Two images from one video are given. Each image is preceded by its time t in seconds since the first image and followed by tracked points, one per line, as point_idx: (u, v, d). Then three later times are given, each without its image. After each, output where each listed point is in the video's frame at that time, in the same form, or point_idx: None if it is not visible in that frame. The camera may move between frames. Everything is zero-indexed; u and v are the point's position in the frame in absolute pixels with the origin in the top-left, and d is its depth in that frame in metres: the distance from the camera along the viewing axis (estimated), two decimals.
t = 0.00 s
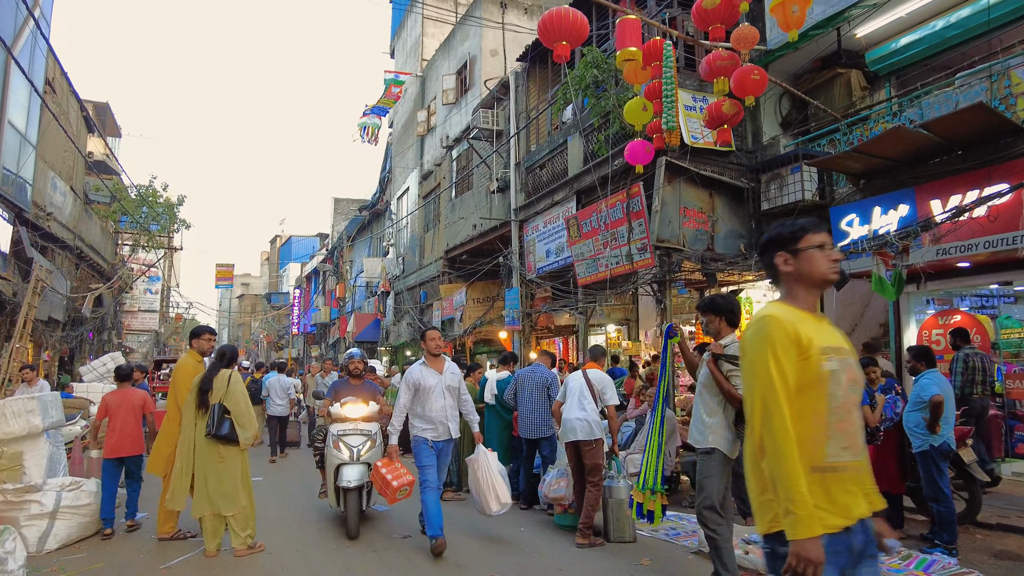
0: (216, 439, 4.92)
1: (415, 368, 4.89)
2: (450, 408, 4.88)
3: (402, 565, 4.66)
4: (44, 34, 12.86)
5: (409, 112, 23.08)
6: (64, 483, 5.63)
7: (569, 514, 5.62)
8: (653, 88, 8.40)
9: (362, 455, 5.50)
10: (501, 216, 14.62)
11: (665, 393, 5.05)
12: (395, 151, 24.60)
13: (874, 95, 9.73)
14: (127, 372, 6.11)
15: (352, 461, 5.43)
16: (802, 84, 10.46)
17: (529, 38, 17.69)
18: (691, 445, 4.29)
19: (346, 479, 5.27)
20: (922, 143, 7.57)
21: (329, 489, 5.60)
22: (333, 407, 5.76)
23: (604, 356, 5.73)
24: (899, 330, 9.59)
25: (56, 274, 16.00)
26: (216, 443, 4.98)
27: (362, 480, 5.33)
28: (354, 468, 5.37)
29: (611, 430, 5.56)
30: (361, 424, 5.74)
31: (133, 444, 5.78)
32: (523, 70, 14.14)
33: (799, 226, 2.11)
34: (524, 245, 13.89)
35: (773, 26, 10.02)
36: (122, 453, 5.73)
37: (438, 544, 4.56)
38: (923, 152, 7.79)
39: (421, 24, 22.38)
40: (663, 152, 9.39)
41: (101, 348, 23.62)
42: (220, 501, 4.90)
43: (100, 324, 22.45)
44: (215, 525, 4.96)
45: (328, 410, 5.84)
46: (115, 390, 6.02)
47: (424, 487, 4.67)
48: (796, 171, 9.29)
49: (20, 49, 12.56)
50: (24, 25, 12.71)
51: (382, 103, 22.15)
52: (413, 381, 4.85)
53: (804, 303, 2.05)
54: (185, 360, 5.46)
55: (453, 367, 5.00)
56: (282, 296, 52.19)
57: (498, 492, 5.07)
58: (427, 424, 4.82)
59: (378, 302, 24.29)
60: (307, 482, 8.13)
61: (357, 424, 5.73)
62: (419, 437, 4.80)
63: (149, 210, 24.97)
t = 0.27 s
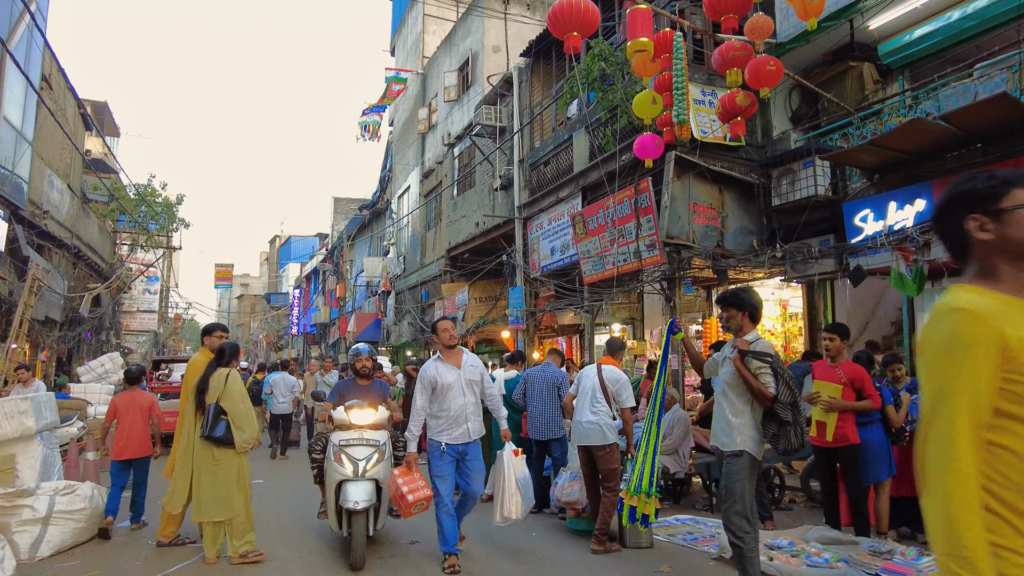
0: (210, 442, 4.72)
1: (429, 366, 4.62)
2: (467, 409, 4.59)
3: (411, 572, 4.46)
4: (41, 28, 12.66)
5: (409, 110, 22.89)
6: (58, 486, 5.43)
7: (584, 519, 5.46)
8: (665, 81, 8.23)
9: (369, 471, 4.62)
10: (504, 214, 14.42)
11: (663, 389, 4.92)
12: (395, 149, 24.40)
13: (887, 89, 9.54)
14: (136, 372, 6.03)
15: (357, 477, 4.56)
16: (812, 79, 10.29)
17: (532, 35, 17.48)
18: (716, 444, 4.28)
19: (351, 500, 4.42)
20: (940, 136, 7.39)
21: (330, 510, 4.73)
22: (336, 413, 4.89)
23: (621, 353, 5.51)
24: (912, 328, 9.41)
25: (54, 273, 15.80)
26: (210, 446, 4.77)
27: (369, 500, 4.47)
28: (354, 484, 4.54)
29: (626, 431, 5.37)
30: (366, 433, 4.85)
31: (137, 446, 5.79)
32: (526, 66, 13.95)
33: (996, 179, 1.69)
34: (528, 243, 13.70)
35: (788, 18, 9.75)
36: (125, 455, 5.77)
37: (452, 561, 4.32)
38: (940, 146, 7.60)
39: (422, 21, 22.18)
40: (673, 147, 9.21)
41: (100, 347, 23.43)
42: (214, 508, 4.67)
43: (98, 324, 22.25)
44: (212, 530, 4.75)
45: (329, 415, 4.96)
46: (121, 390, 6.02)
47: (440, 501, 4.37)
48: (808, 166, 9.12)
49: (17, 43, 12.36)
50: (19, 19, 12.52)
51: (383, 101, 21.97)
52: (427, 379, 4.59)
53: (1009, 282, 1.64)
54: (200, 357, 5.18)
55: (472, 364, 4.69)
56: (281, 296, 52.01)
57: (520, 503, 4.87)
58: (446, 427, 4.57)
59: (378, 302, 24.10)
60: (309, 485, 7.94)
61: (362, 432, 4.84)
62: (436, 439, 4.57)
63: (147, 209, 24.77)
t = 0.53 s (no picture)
0: (211, 450, 4.54)
1: (456, 367, 4.12)
2: (493, 418, 4.06)
3: None
4: (40, 25, 12.51)
5: (411, 109, 22.74)
6: (58, 492, 5.27)
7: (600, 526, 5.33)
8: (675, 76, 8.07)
9: (386, 492, 3.98)
10: (509, 213, 14.26)
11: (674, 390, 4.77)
12: (397, 149, 24.25)
13: (899, 85, 9.38)
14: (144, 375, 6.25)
15: (372, 499, 3.93)
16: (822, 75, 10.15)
17: (535, 33, 17.33)
18: (744, 450, 4.14)
19: (366, 529, 3.80)
20: (959, 131, 7.24)
21: (340, 536, 4.10)
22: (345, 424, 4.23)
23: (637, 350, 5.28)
24: (926, 328, 9.26)
25: (53, 274, 15.65)
26: (211, 454, 4.59)
27: (387, 527, 3.85)
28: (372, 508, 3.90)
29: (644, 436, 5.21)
30: (381, 445, 4.20)
31: (147, 446, 5.71)
32: (530, 64, 13.80)
33: None
34: (532, 242, 13.55)
35: (800, 15, 9.76)
36: (136, 456, 5.70)
37: (467, 571, 4.03)
38: (958, 142, 7.45)
39: (424, 20, 22.03)
40: (683, 144, 9.05)
41: (99, 348, 23.27)
42: (214, 517, 4.52)
43: (97, 325, 22.10)
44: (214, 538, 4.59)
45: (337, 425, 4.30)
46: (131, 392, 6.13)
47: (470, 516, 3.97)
48: (820, 163, 8.97)
49: (16, 40, 12.22)
50: (18, 16, 12.37)
51: (384, 101, 21.82)
52: (453, 382, 4.07)
53: None
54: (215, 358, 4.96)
55: (501, 367, 4.20)
56: (281, 296, 51.89)
57: (534, 522, 4.42)
58: (472, 439, 4.06)
59: (380, 302, 23.95)
60: (313, 489, 7.78)
61: (377, 445, 4.19)
62: (460, 450, 4.10)
63: (147, 209, 24.63)
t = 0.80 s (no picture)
0: (228, 455, 4.43)
1: (510, 359, 3.85)
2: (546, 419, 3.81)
3: None
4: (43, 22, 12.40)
5: (415, 109, 22.63)
6: (65, 495, 5.16)
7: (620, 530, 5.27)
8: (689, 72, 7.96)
9: (415, 517, 3.38)
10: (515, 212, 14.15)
11: (702, 392, 4.60)
12: (400, 149, 24.14)
13: (914, 82, 9.26)
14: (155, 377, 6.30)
15: (399, 526, 3.34)
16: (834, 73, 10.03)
17: (542, 32, 17.22)
18: (776, 452, 4.03)
19: (389, 563, 3.22)
20: (980, 128, 7.10)
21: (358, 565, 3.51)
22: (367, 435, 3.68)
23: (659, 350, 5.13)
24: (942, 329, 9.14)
25: (55, 274, 15.53)
26: (229, 459, 4.49)
27: (414, 561, 3.26)
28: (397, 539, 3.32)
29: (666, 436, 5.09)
30: (410, 460, 3.62)
31: (159, 445, 5.88)
32: (538, 62, 13.68)
33: None
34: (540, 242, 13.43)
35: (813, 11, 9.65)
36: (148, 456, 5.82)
37: None
38: (979, 139, 7.32)
39: (428, 19, 21.92)
40: (696, 142, 8.94)
41: (101, 349, 23.15)
42: (231, 521, 4.40)
43: (100, 326, 21.98)
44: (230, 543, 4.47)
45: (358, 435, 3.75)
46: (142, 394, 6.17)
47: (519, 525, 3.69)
48: (836, 161, 8.84)
49: (19, 36, 12.11)
50: (22, 12, 12.26)
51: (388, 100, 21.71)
52: (506, 375, 3.81)
53: None
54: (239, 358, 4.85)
55: (555, 365, 3.95)
56: (283, 298, 51.76)
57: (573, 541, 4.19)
58: (524, 438, 3.78)
59: (384, 303, 23.83)
60: (322, 491, 7.65)
61: (405, 459, 3.61)
62: (507, 450, 3.81)
63: (150, 209, 24.52)
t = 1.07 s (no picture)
0: (254, 460, 4.35)
1: (575, 363, 3.46)
2: (615, 429, 3.48)
3: None
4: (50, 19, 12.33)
5: (420, 109, 22.53)
6: (75, 498, 5.05)
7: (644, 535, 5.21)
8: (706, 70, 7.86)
9: (474, 553, 2.96)
10: (524, 213, 14.03)
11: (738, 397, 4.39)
12: (405, 149, 24.04)
13: (932, 81, 9.09)
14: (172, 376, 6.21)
15: (455, 564, 2.92)
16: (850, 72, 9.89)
17: (549, 32, 17.12)
18: (810, 458, 3.90)
19: None
20: (1005, 126, 6.97)
21: None
22: (416, 449, 3.23)
23: (680, 350, 4.98)
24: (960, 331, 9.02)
25: (60, 274, 15.43)
26: (257, 465, 4.41)
27: None
28: None
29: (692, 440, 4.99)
30: (464, 481, 3.20)
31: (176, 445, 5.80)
32: (547, 62, 13.58)
33: None
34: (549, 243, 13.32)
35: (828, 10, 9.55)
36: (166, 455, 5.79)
37: None
38: (1002, 137, 7.19)
39: (433, 19, 21.83)
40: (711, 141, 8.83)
41: (105, 350, 23.05)
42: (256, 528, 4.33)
43: (103, 326, 21.88)
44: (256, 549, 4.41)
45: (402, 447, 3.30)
46: (159, 394, 6.11)
47: (593, 550, 3.29)
48: (853, 161, 8.72)
49: (26, 34, 12.04)
50: (28, 10, 12.19)
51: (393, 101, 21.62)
52: (574, 380, 3.42)
53: None
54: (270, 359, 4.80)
55: (621, 371, 3.61)
56: (285, 299, 51.65)
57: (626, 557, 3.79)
58: (594, 450, 3.43)
59: (388, 304, 23.72)
60: (333, 495, 7.53)
61: (460, 481, 3.18)
62: (572, 463, 3.44)
63: (153, 209, 24.43)
